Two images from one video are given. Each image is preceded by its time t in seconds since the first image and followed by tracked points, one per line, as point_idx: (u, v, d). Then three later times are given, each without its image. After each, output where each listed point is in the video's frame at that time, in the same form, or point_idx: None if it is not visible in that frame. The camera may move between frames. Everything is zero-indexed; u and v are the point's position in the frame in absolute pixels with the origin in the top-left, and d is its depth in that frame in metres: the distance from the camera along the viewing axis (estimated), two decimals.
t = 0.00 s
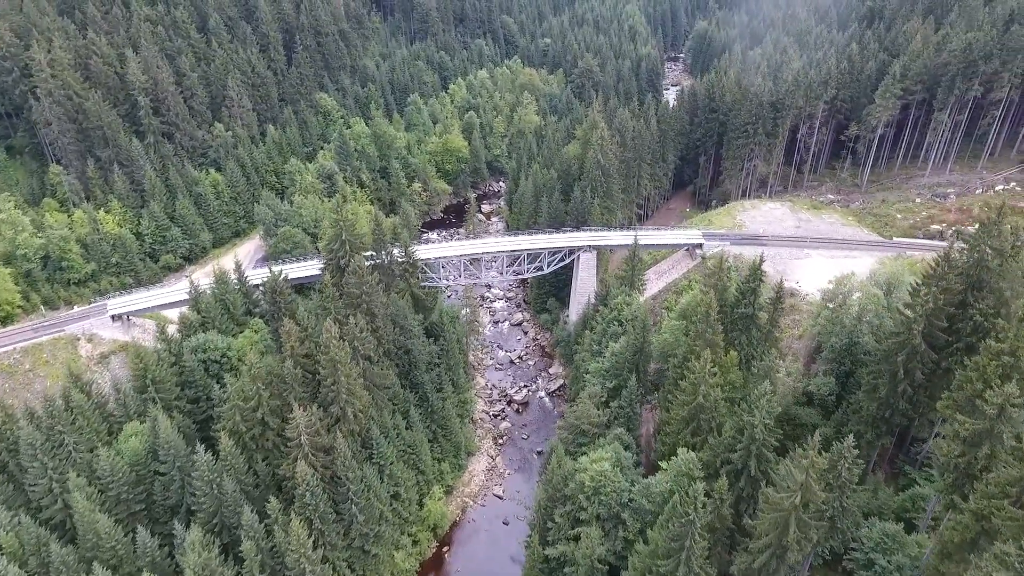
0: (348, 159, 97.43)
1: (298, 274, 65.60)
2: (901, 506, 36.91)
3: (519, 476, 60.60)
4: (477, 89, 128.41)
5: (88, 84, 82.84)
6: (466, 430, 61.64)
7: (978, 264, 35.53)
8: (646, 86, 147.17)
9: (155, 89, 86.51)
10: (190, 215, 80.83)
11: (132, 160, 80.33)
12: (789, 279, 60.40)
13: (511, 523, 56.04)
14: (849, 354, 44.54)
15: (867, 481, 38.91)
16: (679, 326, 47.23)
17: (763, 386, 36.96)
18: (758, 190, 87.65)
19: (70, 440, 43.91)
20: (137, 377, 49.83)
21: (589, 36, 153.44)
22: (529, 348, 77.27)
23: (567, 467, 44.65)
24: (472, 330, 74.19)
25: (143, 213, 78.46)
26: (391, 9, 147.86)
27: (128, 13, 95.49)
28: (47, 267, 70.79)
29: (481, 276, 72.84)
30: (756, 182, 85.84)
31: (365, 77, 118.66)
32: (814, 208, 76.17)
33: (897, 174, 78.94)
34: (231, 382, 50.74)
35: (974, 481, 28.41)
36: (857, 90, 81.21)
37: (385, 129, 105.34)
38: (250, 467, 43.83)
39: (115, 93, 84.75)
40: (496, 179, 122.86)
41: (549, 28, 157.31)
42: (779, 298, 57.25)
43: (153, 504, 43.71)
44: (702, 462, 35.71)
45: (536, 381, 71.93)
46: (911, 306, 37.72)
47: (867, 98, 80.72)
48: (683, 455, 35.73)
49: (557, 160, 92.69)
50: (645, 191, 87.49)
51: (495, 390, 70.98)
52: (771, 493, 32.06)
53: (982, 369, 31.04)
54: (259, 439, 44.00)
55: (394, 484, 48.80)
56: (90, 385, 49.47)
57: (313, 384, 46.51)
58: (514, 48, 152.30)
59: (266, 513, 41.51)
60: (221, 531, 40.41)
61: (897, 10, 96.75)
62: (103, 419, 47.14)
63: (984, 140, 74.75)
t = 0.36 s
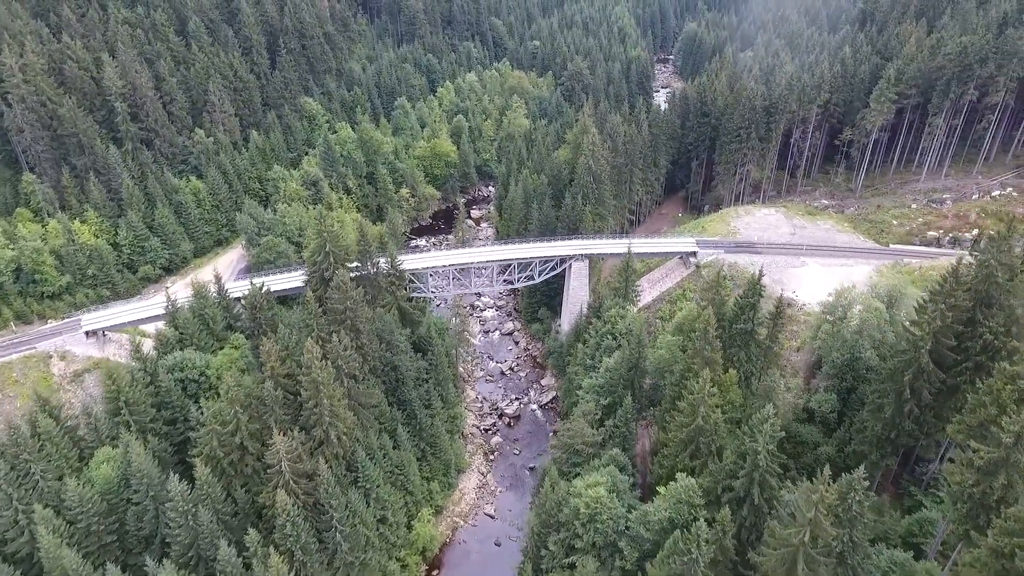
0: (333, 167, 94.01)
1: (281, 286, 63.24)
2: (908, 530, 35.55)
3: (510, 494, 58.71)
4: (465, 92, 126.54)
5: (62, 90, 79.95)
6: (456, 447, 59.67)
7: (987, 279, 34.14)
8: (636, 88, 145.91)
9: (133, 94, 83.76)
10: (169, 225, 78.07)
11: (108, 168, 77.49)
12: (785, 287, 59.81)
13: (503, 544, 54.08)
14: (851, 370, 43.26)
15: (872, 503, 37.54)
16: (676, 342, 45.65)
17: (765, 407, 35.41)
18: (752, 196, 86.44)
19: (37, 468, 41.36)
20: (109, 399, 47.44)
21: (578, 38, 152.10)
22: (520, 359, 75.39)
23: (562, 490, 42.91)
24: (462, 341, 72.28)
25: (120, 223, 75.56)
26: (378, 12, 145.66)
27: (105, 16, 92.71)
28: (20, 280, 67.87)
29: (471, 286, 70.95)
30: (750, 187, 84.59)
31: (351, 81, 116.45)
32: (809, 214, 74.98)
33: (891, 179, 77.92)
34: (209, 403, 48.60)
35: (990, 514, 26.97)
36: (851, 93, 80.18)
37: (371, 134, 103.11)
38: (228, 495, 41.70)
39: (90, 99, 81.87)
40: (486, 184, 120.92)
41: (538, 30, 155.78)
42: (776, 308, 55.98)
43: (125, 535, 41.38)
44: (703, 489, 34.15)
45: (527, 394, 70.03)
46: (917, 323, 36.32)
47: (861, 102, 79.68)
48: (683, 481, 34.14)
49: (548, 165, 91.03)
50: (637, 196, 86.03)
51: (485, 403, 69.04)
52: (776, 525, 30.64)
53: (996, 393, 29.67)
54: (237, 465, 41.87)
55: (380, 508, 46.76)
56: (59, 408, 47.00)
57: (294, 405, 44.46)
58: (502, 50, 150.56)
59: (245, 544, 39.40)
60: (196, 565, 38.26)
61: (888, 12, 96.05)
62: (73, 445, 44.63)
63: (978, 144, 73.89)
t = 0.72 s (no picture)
0: (323, 171, 92.49)
1: (265, 299, 60.89)
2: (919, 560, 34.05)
3: (505, 513, 56.78)
4: (458, 95, 124.73)
5: (41, 94, 77.39)
6: (449, 464, 57.69)
7: (1002, 298, 32.65)
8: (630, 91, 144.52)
9: (115, 99, 81.33)
10: (152, 233, 75.64)
11: (89, 175, 75.00)
12: (785, 298, 58.95)
13: (497, 567, 52.08)
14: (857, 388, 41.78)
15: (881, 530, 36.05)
16: (675, 359, 43.98)
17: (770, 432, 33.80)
18: (749, 202, 85.01)
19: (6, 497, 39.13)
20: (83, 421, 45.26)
21: (572, 40, 150.64)
22: (513, 370, 73.63)
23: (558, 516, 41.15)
24: (454, 353, 70.47)
25: (101, 232, 73.00)
26: (369, 13, 143.59)
27: (87, 18, 90.23)
28: None
29: (463, 296, 69.08)
30: (747, 194, 83.14)
31: (341, 84, 114.42)
32: (808, 221, 73.54)
33: (891, 185, 76.66)
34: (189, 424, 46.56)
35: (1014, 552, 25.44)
36: (850, 98, 78.89)
37: (362, 138, 101.02)
38: (207, 523, 39.64)
39: (71, 103, 79.35)
40: (479, 189, 119.07)
41: (532, 33, 154.16)
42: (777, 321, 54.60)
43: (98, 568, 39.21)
44: (707, 520, 32.52)
45: (521, 407, 68.21)
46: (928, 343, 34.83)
47: (860, 107, 78.38)
48: (686, 512, 32.49)
49: (542, 171, 89.31)
50: (632, 202, 84.46)
51: (478, 417, 67.17)
52: (786, 561, 28.94)
53: (1016, 421, 28.16)
54: (217, 492, 39.84)
55: (368, 533, 44.75)
56: (31, 431, 44.76)
57: (277, 427, 42.47)
58: (495, 52, 148.76)
59: None
60: None
61: (886, 15, 94.93)
62: (44, 472, 42.40)
63: (980, 150, 72.72)
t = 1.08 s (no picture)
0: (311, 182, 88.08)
1: (250, 312, 58.68)
2: None
3: (499, 533, 54.82)
4: (452, 98, 122.94)
5: (20, 98, 75.04)
6: (441, 482, 55.75)
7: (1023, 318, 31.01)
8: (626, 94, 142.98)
9: (97, 103, 79.06)
10: (136, 241, 73.39)
11: (70, 181, 72.67)
12: (788, 311, 57.31)
13: None
14: (864, 409, 40.18)
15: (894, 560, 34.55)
16: (676, 379, 42.27)
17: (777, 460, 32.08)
18: (748, 208, 83.52)
19: None
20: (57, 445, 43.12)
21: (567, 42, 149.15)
22: (508, 382, 71.82)
23: (554, 544, 39.41)
24: (447, 364, 68.57)
25: (82, 240, 70.63)
26: (361, 14, 141.82)
27: (70, 20, 88.04)
28: None
29: (456, 307, 67.23)
30: (746, 200, 81.64)
31: (332, 87, 112.50)
32: (809, 229, 72.02)
33: (893, 192, 75.29)
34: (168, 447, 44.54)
35: None
36: (850, 103, 77.42)
37: (353, 143, 99.04)
38: (185, 554, 37.62)
39: (52, 107, 76.99)
40: (473, 194, 117.29)
41: (526, 34, 152.51)
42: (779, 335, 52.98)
43: None
44: (712, 555, 30.86)
45: (516, 420, 66.37)
46: (943, 363, 33.13)
47: (861, 112, 76.90)
48: (690, 545, 30.85)
49: (537, 176, 87.57)
50: (629, 209, 82.90)
51: (471, 431, 65.30)
52: None
53: None
54: (196, 521, 37.80)
55: (356, 560, 42.67)
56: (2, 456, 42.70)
57: (259, 451, 40.46)
58: (490, 54, 147.02)
59: None
60: None
61: (885, 18, 93.63)
62: (15, 499, 40.38)
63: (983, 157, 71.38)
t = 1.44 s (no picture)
0: (304, 182, 86.87)
1: (236, 325, 56.81)
2: None
3: (494, 555, 52.83)
4: (447, 102, 120.97)
5: None
6: (434, 503, 53.74)
7: None
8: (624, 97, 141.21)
9: (81, 107, 76.84)
10: (120, 250, 71.12)
11: (51, 188, 70.37)
12: (791, 324, 55.66)
13: None
14: (874, 432, 38.38)
15: None
16: (678, 401, 40.47)
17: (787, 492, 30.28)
18: (749, 215, 81.88)
19: None
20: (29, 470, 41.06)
21: (563, 44, 147.43)
22: (503, 395, 69.92)
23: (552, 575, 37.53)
24: (440, 377, 66.62)
25: (63, 250, 68.33)
26: (355, 16, 139.99)
27: (53, 22, 85.93)
28: None
29: (449, 319, 65.29)
30: (746, 207, 80.01)
31: (324, 90, 110.52)
32: (811, 237, 70.37)
33: (896, 199, 73.74)
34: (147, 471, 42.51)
35: None
36: (853, 107, 75.75)
37: (345, 147, 96.98)
38: None
39: (33, 112, 74.71)
40: (468, 199, 115.35)
41: (522, 36, 150.72)
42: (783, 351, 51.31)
43: None
44: None
45: (511, 435, 64.48)
46: (961, 389, 31.39)
47: (864, 117, 75.21)
48: None
49: (533, 182, 85.71)
50: (627, 216, 81.21)
51: (466, 447, 63.36)
52: None
53: None
54: (172, 554, 35.74)
55: None
56: None
57: (241, 478, 38.49)
58: (485, 57, 145.19)
59: None
60: None
61: (887, 21, 92.11)
62: None
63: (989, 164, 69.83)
